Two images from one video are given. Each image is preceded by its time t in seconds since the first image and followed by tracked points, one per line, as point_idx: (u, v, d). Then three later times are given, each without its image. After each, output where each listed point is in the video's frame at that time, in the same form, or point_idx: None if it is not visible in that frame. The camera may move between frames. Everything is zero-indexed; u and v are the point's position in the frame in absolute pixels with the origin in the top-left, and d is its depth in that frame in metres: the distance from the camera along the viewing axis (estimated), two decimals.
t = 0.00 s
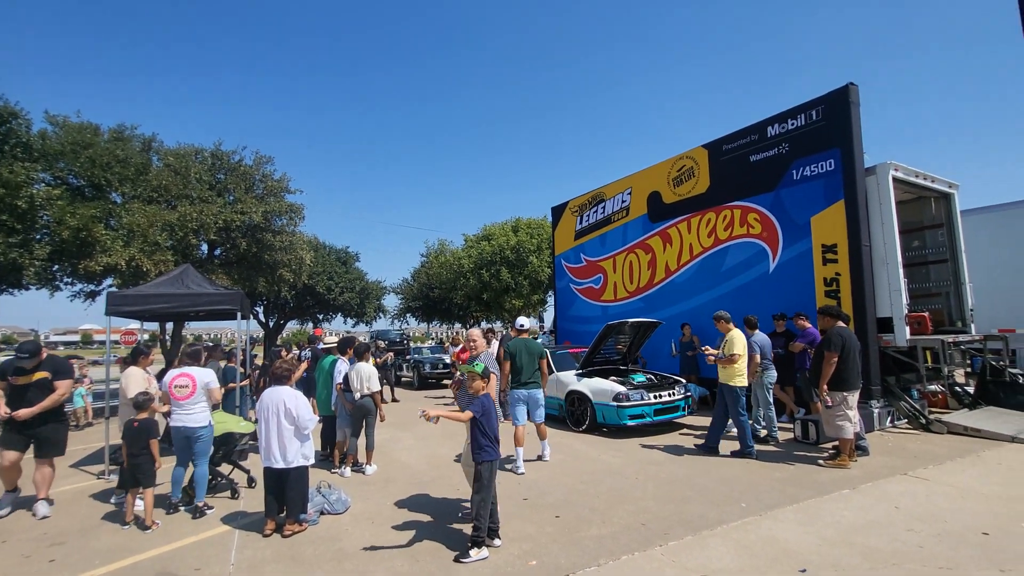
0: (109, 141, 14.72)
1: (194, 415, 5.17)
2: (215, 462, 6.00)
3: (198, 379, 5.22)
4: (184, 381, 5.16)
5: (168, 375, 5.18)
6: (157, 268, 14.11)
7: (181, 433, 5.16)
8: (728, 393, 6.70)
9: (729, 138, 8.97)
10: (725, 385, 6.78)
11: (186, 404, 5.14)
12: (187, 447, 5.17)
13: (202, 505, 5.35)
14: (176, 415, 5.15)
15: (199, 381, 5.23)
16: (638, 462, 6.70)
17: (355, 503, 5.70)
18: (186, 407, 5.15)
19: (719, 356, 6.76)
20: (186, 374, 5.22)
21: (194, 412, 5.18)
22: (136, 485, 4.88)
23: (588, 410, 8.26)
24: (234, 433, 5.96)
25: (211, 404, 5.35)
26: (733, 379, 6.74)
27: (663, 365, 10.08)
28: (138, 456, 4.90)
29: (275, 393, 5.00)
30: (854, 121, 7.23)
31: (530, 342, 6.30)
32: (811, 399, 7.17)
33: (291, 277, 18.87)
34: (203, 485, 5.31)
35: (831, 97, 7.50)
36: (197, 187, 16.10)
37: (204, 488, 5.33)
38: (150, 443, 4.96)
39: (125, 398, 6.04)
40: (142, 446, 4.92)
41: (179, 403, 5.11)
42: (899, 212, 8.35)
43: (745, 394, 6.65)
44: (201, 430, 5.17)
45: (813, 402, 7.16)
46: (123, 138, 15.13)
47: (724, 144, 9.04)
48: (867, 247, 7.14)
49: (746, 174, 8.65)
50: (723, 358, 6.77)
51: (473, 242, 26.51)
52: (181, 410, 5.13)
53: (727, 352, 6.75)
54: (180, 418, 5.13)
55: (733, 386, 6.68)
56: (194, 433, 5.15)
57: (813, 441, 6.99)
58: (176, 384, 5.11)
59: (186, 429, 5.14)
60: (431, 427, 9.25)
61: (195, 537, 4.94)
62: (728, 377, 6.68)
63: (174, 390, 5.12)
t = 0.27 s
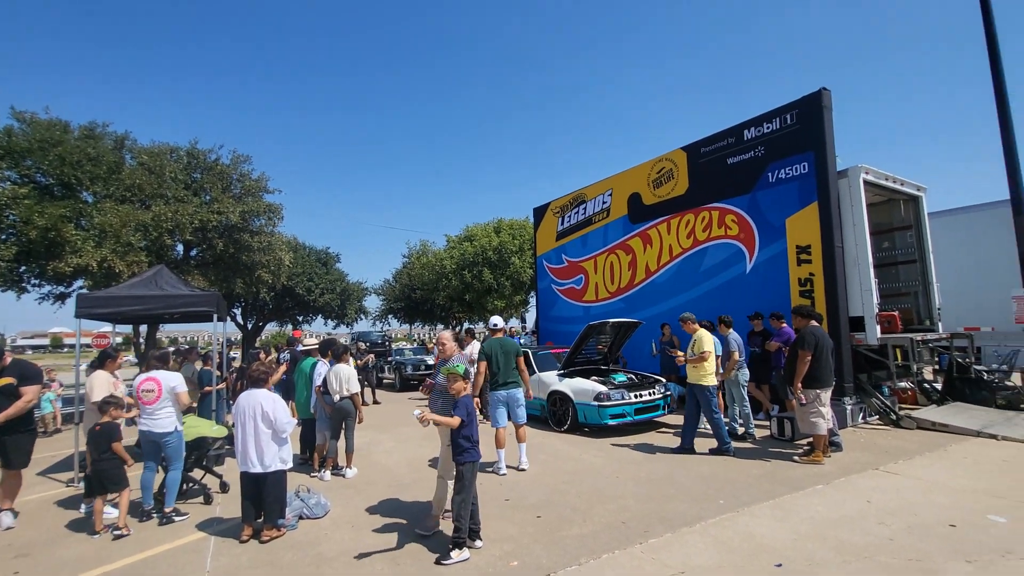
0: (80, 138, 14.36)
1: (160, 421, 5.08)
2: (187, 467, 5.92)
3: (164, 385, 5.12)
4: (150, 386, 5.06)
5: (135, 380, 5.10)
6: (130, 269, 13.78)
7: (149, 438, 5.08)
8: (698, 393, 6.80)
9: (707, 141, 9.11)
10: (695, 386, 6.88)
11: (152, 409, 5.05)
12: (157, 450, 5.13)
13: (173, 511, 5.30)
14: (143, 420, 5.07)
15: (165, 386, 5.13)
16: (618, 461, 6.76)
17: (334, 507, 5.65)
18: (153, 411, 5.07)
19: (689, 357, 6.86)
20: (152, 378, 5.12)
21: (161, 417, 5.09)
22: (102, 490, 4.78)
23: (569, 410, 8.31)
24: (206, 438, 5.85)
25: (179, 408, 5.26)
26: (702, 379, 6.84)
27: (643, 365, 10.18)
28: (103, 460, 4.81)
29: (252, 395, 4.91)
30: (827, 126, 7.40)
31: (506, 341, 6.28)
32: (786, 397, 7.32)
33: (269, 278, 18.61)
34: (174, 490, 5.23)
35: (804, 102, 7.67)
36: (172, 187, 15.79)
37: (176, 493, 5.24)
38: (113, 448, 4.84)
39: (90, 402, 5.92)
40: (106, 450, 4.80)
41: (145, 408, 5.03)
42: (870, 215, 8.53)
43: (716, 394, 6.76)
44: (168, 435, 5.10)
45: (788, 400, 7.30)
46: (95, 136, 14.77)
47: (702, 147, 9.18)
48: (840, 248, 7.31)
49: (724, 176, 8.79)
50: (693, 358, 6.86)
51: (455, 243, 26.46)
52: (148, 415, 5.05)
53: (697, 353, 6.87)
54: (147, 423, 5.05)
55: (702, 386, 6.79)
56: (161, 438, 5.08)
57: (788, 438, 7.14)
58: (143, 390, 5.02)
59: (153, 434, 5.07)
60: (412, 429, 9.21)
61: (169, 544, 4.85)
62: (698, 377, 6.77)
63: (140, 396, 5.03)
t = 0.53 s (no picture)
0: (49, 137, 14.02)
1: (131, 427, 5.00)
2: (156, 476, 5.82)
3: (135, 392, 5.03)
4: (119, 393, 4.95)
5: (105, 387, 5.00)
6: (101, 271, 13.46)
7: (120, 446, 5.00)
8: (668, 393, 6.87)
9: (686, 144, 9.24)
10: (664, 385, 6.94)
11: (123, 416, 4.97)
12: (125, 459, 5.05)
13: (142, 522, 5.20)
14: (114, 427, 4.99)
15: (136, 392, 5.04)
16: (599, 462, 6.83)
17: (314, 512, 5.62)
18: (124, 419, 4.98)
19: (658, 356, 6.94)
20: (122, 385, 5.02)
21: (132, 424, 5.01)
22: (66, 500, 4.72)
23: (551, 412, 8.37)
24: (178, 444, 5.83)
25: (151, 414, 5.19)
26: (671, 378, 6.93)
27: (624, 365, 10.29)
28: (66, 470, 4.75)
29: (227, 400, 4.84)
30: (800, 131, 7.58)
31: (487, 343, 6.27)
32: (762, 396, 7.46)
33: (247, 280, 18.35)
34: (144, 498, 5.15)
35: (779, 107, 7.84)
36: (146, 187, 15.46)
37: (146, 501, 5.16)
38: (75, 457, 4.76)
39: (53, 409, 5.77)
40: (70, 460, 4.75)
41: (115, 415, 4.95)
42: (842, 218, 8.75)
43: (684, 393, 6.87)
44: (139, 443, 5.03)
45: (764, 399, 7.44)
46: (65, 134, 14.43)
47: (681, 150, 9.32)
48: (814, 250, 7.48)
49: (702, 180, 8.93)
50: (663, 358, 6.94)
51: (437, 245, 26.41)
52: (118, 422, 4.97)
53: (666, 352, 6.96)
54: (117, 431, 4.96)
55: (671, 385, 6.87)
56: (132, 445, 5.02)
57: (765, 436, 7.29)
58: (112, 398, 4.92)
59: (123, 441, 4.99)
60: (393, 433, 9.18)
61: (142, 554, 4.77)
62: (668, 377, 6.85)
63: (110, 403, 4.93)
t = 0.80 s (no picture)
0: None
1: (69, 436, 4.84)
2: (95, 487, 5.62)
3: (76, 399, 4.88)
4: (57, 401, 4.80)
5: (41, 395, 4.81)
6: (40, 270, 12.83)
7: (57, 456, 4.83)
8: (620, 391, 7.04)
9: (645, 150, 9.48)
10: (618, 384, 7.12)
11: (60, 425, 4.80)
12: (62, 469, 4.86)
13: (82, 537, 4.96)
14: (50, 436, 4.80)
15: (77, 399, 4.88)
16: (559, 462, 6.96)
17: (271, 520, 5.54)
18: (62, 427, 4.81)
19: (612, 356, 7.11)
20: (61, 392, 4.86)
21: (70, 432, 4.85)
22: None
23: (514, 412, 8.46)
24: (120, 453, 5.66)
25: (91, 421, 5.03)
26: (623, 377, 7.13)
27: (586, 366, 10.47)
28: None
29: (175, 407, 4.69)
30: (752, 140, 7.89)
31: (451, 345, 6.29)
32: (716, 394, 7.74)
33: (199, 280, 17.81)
34: (84, 511, 4.94)
35: (733, 116, 8.13)
36: (89, 181, 14.80)
37: (87, 514, 4.95)
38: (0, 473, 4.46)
39: None
40: None
41: (52, 423, 4.77)
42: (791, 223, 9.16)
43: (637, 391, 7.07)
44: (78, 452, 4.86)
45: (718, 397, 7.72)
46: None
47: (640, 155, 9.55)
48: (765, 254, 7.80)
49: (661, 184, 9.18)
50: (616, 358, 7.12)
51: (401, 246, 26.19)
52: (54, 431, 4.79)
53: (620, 352, 7.13)
54: (54, 439, 4.79)
55: (623, 384, 7.06)
56: (71, 455, 4.85)
57: (718, 433, 7.56)
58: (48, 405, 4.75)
59: (60, 451, 4.81)
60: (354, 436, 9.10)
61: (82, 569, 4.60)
62: (620, 375, 7.03)
63: (47, 410, 4.75)
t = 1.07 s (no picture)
0: None
1: None
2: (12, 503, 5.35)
3: None
4: None
5: None
6: None
7: None
8: (568, 393, 7.16)
9: (600, 155, 9.70)
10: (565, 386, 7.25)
11: None
12: None
13: None
14: None
15: None
16: (514, 463, 7.07)
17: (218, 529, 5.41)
18: None
19: (561, 360, 7.20)
20: None
21: None
22: None
23: (470, 414, 8.52)
24: (42, 465, 5.41)
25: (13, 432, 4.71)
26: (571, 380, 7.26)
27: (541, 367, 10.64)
28: None
29: (107, 413, 4.19)
30: (701, 149, 8.21)
31: (410, 347, 6.34)
32: (665, 394, 8.01)
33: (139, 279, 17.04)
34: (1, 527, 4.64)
35: (683, 125, 8.43)
36: (15, 172, 13.86)
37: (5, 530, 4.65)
38: None
39: None
40: None
41: None
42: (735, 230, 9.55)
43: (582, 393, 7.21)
44: None
45: (668, 396, 8.01)
46: None
47: (596, 161, 9.76)
48: (712, 258, 8.14)
49: (614, 190, 9.42)
50: (564, 361, 7.22)
51: (357, 246, 25.80)
52: None
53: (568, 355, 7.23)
54: None
55: (571, 386, 7.18)
56: None
57: (668, 431, 7.84)
58: None
59: None
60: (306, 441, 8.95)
61: None
62: (568, 378, 7.16)
63: None
